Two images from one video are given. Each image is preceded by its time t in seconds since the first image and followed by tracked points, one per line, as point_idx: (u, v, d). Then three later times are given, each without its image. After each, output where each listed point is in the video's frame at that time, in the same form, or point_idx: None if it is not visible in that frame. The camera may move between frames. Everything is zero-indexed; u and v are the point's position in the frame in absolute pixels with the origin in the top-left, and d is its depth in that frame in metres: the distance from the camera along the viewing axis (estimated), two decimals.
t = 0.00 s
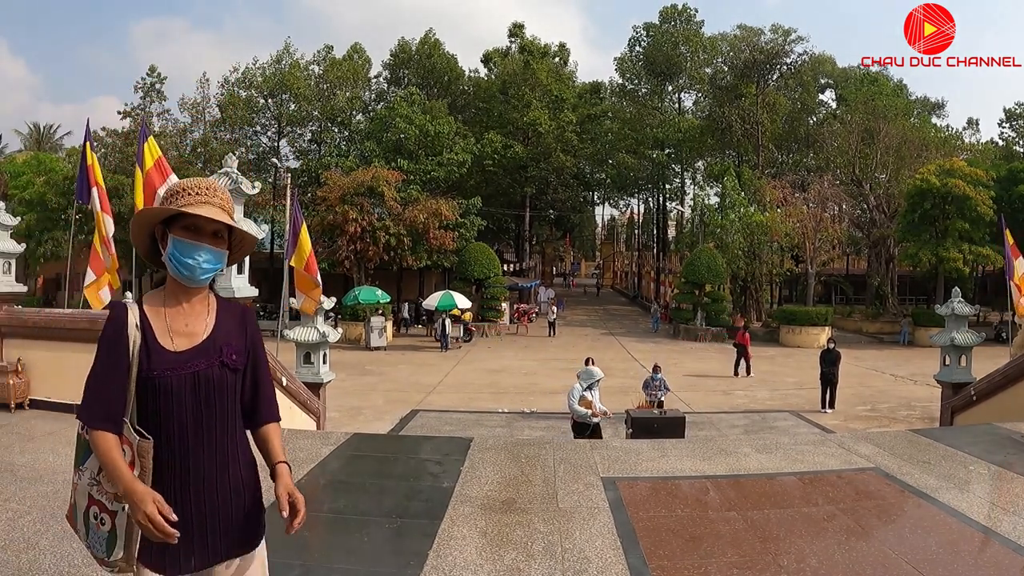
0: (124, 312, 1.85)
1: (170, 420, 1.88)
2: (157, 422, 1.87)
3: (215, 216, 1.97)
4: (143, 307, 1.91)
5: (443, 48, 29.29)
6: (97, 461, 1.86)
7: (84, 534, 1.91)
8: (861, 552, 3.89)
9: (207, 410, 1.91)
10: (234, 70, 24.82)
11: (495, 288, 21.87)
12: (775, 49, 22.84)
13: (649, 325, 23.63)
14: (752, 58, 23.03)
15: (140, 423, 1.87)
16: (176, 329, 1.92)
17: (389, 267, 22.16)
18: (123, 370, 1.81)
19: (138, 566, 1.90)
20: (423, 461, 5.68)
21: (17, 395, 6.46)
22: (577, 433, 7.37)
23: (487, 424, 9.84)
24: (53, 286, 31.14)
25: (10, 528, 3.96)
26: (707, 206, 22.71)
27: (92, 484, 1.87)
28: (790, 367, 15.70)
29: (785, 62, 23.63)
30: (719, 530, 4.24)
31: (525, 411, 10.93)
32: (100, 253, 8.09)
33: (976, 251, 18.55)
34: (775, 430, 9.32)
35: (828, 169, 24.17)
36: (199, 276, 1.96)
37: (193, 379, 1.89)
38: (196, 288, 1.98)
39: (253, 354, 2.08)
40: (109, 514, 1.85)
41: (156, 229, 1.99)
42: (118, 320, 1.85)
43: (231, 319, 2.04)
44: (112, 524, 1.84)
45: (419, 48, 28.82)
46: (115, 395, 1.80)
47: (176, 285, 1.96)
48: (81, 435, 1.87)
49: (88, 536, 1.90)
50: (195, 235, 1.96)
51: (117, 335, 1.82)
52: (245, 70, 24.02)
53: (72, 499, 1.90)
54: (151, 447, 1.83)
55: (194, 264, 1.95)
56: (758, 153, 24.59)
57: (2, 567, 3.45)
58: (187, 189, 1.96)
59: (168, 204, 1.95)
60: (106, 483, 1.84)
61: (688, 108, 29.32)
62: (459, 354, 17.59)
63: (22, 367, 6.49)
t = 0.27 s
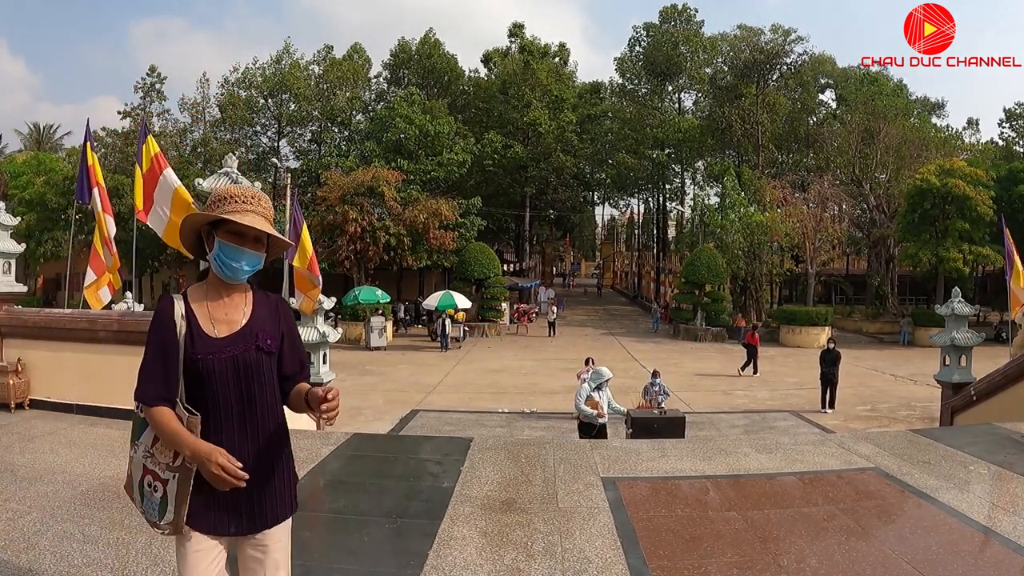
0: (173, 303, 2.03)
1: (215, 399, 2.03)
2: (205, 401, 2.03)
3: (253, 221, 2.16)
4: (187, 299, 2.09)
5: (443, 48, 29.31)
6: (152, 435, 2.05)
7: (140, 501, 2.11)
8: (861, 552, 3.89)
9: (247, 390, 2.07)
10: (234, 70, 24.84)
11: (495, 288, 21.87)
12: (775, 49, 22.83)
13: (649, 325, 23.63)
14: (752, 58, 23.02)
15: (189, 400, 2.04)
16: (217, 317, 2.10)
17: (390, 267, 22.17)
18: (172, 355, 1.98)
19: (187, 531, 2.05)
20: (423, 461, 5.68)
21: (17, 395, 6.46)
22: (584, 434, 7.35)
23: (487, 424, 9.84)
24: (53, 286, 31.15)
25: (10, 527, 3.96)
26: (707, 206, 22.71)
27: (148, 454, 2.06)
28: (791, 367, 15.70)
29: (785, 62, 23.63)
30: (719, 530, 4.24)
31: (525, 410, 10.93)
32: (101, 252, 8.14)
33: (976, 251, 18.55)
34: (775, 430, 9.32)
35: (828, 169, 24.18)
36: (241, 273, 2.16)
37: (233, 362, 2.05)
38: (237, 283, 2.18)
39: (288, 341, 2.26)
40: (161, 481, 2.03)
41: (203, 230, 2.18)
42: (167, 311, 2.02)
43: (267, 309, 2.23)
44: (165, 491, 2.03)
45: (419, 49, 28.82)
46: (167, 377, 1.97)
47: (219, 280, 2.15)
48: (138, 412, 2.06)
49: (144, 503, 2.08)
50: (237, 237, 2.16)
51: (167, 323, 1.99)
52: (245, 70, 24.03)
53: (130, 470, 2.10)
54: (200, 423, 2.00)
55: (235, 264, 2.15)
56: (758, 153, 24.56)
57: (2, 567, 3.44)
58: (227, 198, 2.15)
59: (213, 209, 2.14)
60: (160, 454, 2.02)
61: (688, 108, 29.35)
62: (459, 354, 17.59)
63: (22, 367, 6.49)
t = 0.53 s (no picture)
0: (199, 301, 2.12)
1: (239, 389, 2.13)
2: (229, 391, 2.12)
3: (285, 233, 2.22)
4: (210, 299, 2.17)
5: (443, 48, 29.32)
6: (179, 425, 2.12)
7: (170, 489, 2.17)
8: (861, 552, 3.89)
9: (266, 378, 2.17)
10: (234, 70, 24.85)
11: (495, 288, 21.86)
12: (775, 49, 22.82)
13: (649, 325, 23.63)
14: (751, 58, 23.03)
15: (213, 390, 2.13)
16: (239, 315, 2.20)
17: (390, 267, 22.18)
18: (197, 346, 2.06)
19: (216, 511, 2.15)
20: (423, 461, 5.68)
21: (17, 395, 6.47)
22: (587, 433, 7.36)
23: (487, 424, 9.84)
24: (53, 286, 31.16)
25: (10, 528, 3.96)
26: (707, 206, 22.71)
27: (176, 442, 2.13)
28: (791, 367, 15.70)
29: (785, 62, 23.63)
30: (719, 530, 4.24)
31: (525, 411, 10.93)
32: (101, 252, 8.14)
33: (976, 252, 18.55)
34: (775, 430, 9.32)
35: (828, 169, 24.19)
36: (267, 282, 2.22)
37: (254, 353, 2.15)
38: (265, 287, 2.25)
39: (307, 334, 2.35)
40: (191, 466, 2.10)
41: (237, 239, 2.21)
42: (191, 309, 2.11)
43: (288, 308, 2.32)
44: (197, 474, 2.10)
45: (419, 48, 28.81)
46: (194, 369, 2.06)
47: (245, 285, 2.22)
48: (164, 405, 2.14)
49: (173, 490, 2.15)
50: (270, 250, 2.19)
51: (193, 319, 2.07)
52: (245, 70, 24.03)
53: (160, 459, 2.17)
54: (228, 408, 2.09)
55: (267, 275, 2.20)
56: (758, 153, 24.55)
57: (2, 567, 3.45)
58: (259, 214, 2.19)
59: (248, 221, 2.19)
60: (188, 440, 2.10)
61: (688, 108, 29.36)
62: (460, 354, 17.60)
63: (22, 367, 6.50)
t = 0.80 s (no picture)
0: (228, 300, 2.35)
1: (265, 377, 2.37)
2: (256, 379, 2.36)
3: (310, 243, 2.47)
4: (238, 299, 2.40)
5: (443, 48, 29.31)
6: (209, 411, 2.35)
7: (199, 469, 2.40)
8: (861, 552, 3.89)
9: (289, 369, 2.42)
10: (234, 70, 24.85)
11: (495, 288, 21.85)
12: (775, 49, 22.84)
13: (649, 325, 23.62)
14: (752, 58, 23.02)
15: (240, 379, 2.37)
16: (264, 314, 2.44)
17: (390, 267, 22.18)
18: (228, 341, 2.31)
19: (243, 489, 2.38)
20: (423, 461, 5.68)
21: (17, 395, 6.47)
22: (590, 433, 7.35)
23: (487, 424, 9.83)
24: (53, 286, 31.17)
25: (10, 528, 3.96)
26: (707, 206, 22.70)
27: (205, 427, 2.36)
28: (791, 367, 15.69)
29: (785, 62, 23.62)
30: (719, 530, 4.24)
31: (525, 411, 10.93)
32: (101, 252, 8.15)
33: (976, 252, 18.55)
34: (775, 430, 9.32)
35: (828, 169, 24.18)
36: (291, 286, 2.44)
37: (279, 346, 2.40)
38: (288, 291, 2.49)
39: (320, 331, 2.61)
40: (222, 449, 2.33)
41: (267, 248, 2.43)
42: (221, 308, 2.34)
43: (306, 307, 2.57)
44: (228, 455, 2.33)
45: (419, 49, 28.82)
46: (224, 360, 2.29)
47: (271, 287, 2.46)
48: (194, 393, 2.36)
49: (203, 470, 2.37)
50: (299, 258, 2.43)
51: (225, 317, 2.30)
52: (245, 70, 24.04)
53: (189, 442, 2.39)
54: (254, 396, 2.34)
55: (293, 278, 2.44)
56: (758, 153, 24.53)
57: (2, 567, 3.45)
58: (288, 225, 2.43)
59: (278, 231, 2.42)
60: (219, 425, 2.33)
61: (688, 108, 29.36)
62: (460, 354, 17.59)
63: (22, 367, 6.50)
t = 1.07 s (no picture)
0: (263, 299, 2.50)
1: (291, 373, 2.55)
2: (283, 374, 2.54)
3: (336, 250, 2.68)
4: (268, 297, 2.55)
5: (443, 48, 29.31)
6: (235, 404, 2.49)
7: (218, 457, 2.52)
8: (861, 552, 3.89)
9: (312, 365, 2.62)
10: (234, 70, 24.87)
11: (495, 288, 21.85)
12: (776, 49, 22.86)
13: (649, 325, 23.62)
14: (751, 58, 23.02)
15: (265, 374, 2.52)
16: (290, 312, 2.61)
17: (390, 267, 22.19)
18: (264, 339, 2.45)
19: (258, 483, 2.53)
20: (423, 461, 5.67)
21: (17, 395, 6.46)
22: (590, 433, 7.33)
23: (487, 424, 9.83)
24: (53, 286, 31.20)
25: (9, 528, 3.96)
26: (707, 206, 22.70)
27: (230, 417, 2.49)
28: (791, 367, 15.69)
29: (785, 62, 23.62)
30: (719, 530, 4.24)
31: (525, 411, 10.92)
32: (100, 252, 8.12)
33: (976, 252, 18.56)
34: (775, 430, 9.32)
35: (828, 170, 24.19)
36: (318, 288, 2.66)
37: (305, 343, 2.59)
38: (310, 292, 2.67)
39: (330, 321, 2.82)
40: (247, 440, 2.47)
41: (298, 254, 2.62)
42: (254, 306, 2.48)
43: (322, 308, 2.76)
44: (254, 447, 2.46)
45: (419, 49, 28.82)
46: (258, 356, 2.44)
47: (298, 288, 2.64)
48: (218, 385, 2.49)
49: (225, 459, 2.49)
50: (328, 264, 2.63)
51: (260, 315, 2.45)
52: (245, 70, 24.05)
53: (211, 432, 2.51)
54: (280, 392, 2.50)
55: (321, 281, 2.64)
56: (758, 153, 24.52)
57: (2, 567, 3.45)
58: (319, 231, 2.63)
59: (310, 238, 2.60)
60: (245, 418, 2.48)
61: (688, 108, 29.37)
62: (460, 354, 17.59)
63: (22, 367, 6.50)
